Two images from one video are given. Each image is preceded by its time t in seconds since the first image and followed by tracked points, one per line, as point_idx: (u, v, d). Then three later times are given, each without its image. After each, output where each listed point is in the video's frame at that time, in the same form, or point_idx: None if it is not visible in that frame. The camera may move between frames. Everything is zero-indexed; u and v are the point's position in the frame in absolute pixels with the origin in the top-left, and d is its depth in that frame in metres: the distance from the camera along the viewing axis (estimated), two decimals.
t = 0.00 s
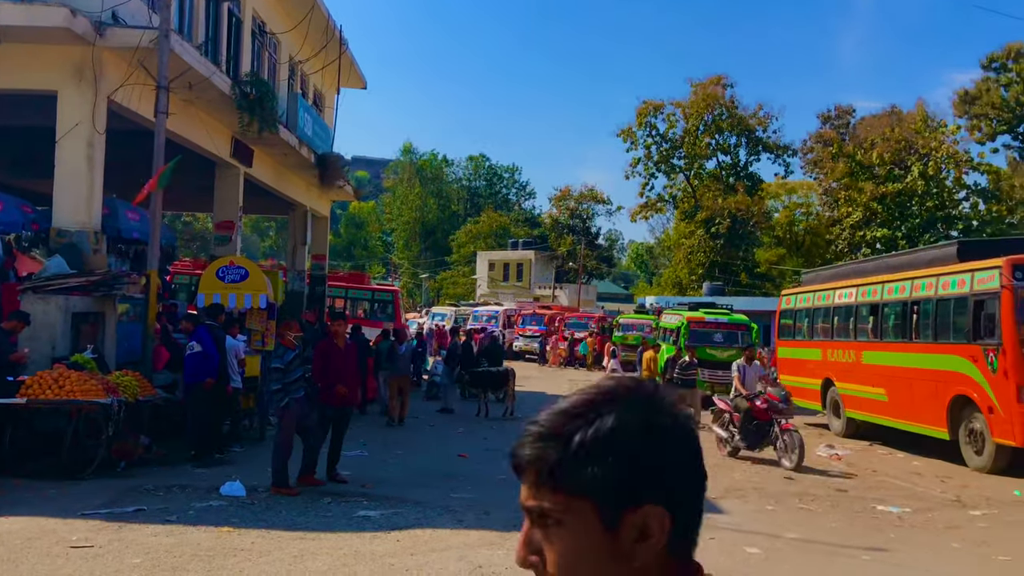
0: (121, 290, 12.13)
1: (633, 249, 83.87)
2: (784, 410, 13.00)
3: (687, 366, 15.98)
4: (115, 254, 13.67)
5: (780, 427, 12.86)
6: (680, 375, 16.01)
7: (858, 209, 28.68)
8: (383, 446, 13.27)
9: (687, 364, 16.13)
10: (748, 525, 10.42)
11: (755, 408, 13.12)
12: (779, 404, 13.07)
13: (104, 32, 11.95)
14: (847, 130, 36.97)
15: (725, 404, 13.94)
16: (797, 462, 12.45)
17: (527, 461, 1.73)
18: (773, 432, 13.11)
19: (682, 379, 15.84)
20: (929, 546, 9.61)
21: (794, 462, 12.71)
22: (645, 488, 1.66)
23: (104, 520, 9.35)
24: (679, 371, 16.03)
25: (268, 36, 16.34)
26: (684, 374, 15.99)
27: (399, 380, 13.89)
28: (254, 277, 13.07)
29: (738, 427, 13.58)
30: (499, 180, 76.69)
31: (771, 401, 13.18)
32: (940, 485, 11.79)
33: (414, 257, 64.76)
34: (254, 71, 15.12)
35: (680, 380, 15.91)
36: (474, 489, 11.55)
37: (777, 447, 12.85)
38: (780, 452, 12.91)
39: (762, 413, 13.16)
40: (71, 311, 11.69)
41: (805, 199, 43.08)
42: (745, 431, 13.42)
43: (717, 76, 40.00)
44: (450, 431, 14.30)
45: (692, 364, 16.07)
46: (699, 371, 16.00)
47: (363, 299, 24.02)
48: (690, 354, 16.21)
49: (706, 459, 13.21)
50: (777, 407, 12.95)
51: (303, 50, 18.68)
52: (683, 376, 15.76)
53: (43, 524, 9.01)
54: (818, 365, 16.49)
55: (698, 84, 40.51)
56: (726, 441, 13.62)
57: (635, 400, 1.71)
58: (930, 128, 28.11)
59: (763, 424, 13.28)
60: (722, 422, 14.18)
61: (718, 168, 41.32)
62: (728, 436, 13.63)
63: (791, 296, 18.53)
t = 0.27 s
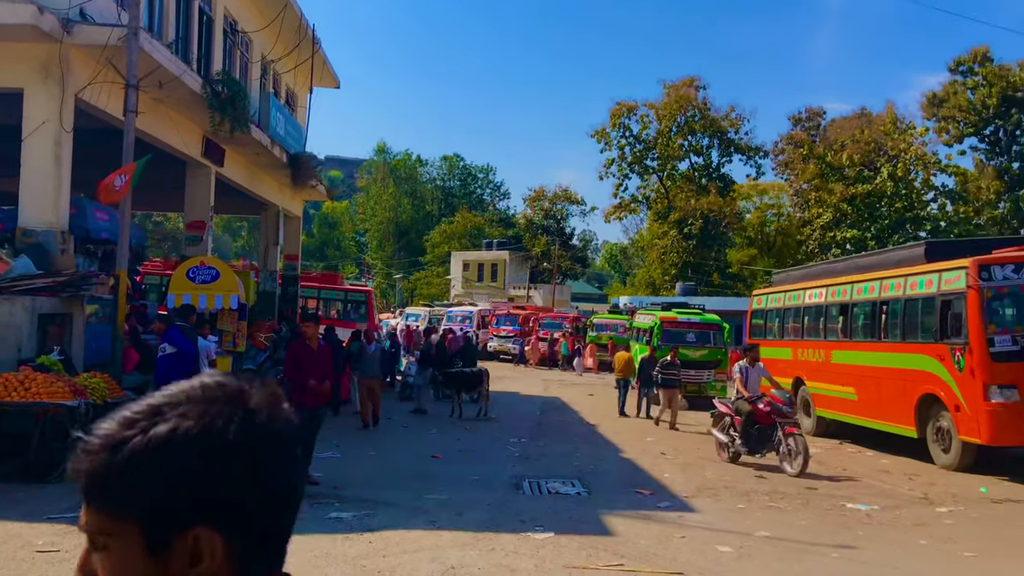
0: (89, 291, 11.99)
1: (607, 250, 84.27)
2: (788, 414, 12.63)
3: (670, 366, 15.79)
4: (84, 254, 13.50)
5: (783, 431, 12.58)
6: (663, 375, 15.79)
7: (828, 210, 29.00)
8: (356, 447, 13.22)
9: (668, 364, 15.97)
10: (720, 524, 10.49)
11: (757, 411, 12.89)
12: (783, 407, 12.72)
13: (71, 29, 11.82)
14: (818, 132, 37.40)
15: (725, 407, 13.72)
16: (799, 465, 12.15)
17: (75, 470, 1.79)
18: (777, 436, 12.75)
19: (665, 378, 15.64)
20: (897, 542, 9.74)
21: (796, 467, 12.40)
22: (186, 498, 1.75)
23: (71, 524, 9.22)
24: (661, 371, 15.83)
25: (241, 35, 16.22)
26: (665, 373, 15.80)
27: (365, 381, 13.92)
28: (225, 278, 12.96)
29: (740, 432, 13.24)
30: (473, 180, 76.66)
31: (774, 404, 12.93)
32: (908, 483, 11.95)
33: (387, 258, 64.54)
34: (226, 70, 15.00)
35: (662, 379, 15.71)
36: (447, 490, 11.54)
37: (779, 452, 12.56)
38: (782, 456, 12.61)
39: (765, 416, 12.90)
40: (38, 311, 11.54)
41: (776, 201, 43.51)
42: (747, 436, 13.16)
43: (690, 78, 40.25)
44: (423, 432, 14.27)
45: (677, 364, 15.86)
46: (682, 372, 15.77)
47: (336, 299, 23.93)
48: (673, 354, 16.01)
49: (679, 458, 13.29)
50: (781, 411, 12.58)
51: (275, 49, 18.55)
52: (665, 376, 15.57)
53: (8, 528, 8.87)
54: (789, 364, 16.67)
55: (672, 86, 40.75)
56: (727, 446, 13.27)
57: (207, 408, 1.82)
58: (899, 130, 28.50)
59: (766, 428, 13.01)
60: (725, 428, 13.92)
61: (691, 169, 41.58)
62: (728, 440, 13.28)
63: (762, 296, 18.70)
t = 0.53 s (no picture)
0: (52, 293, 11.72)
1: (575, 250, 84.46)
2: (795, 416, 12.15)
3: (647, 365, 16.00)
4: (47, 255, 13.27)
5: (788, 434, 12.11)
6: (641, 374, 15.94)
7: (796, 211, 29.26)
8: (325, 449, 13.15)
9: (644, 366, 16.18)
10: (688, 522, 10.57)
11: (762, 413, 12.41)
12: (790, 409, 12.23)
13: (34, 26, 11.69)
14: (785, 134, 37.81)
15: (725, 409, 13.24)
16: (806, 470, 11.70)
17: None
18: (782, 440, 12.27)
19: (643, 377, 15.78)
20: (862, 540, 9.86)
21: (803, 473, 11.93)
22: None
23: (33, 530, 9.08)
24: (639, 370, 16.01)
25: (208, 32, 16.05)
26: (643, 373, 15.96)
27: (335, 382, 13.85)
28: (193, 279, 12.82)
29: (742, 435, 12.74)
30: (444, 180, 76.53)
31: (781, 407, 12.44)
32: (873, 480, 12.11)
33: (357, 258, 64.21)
34: (193, 69, 14.85)
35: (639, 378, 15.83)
36: (417, 491, 11.52)
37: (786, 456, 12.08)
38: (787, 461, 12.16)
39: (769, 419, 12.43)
40: None
41: (744, 201, 43.92)
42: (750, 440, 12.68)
43: (660, 80, 40.49)
44: (393, 433, 14.22)
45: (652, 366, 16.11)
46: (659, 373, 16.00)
47: (305, 300, 23.79)
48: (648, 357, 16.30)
49: (648, 458, 13.37)
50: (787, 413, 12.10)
51: (243, 48, 18.38)
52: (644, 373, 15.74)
53: None
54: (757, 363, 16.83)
55: (641, 88, 40.96)
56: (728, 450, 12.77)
57: None
58: (864, 132, 28.91)
59: (769, 431, 12.56)
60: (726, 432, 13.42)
61: (661, 170, 41.83)
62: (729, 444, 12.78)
63: (730, 297, 18.87)
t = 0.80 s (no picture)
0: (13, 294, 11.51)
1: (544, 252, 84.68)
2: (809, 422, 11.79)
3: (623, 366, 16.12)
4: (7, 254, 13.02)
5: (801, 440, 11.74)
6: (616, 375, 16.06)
7: (762, 213, 29.54)
8: (291, 451, 13.05)
9: (619, 366, 16.30)
10: (654, 521, 10.63)
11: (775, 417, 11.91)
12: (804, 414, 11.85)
13: None
14: (752, 136, 38.22)
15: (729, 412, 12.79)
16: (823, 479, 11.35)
17: None
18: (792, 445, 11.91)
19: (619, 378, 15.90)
20: (825, 537, 9.98)
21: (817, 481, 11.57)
22: None
23: None
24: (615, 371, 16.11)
25: (174, 29, 15.87)
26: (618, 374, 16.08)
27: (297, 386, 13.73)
28: (158, 278, 12.66)
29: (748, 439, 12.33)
30: (413, 181, 76.31)
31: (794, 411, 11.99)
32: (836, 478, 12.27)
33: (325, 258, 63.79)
34: (158, 66, 14.67)
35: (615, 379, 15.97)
36: (384, 493, 11.46)
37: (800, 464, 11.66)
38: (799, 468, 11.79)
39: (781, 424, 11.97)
40: None
41: (712, 204, 44.33)
42: (758, 445, 12.21)
43: (629, 82, 40.71)
44: (360, 435, 14.14)
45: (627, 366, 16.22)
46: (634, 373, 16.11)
47: (271, 301, 23.60)
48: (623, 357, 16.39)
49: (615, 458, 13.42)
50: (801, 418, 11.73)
51: (210, 46, 18.19)
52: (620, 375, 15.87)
53: None
54: (723, 363, 16.99)
55: (610, 89, 41.14)
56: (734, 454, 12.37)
57: None
58: (829, 136, 29.30)
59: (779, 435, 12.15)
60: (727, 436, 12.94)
61: (629, 171, 42.05)
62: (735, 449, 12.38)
63: (697, 297, 19.02)
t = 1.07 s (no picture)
0: None
1: (514, 251, 84.80)
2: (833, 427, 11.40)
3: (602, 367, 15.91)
4: None
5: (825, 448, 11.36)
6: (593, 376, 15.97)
7: (728, 214, 29.77)
8: (256, 450, 12.93)
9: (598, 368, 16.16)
10: (620, 520, 10.67)
11: (797, 425, 11.35)
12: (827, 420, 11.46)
13: None
14: (719, 138, 38.61)
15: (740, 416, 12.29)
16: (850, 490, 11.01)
17: None
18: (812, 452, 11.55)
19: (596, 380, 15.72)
20: (789, 535, 10.09)
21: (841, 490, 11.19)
22: None
23: None
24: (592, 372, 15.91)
25: (138, 23, 15.65)
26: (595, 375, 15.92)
27: (261, 386, 13.61)
28: (120, 276, 12.46)
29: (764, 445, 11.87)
30: (381, 179, 76.05)
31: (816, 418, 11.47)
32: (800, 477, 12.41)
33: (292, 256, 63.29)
34: (121, 60, 14.46)
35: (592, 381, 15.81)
36: (350, 493, 11.39)
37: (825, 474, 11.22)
38: (822, 477, 11.39)
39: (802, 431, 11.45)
40: None
41: (679, 204, 44.69)
42: (774, 452, 11.71)
43: (598, 82, 40.86)
44: (326, 434, 14.05)
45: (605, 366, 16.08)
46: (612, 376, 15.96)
47: (237, 299, 23.38)
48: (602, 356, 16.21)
49: (582, 456, 13.46)
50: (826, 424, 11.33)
51: (175, 40, 17.96)
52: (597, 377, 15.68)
53: None
54: (689, 363, 17.13)
55: (580, 89, 41.24)
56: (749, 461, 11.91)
57: None
58: (795, 138, 29.67)
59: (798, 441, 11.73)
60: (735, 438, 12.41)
61: (598, 172, 42.19)
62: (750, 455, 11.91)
63: (664, 297, 19.14)
